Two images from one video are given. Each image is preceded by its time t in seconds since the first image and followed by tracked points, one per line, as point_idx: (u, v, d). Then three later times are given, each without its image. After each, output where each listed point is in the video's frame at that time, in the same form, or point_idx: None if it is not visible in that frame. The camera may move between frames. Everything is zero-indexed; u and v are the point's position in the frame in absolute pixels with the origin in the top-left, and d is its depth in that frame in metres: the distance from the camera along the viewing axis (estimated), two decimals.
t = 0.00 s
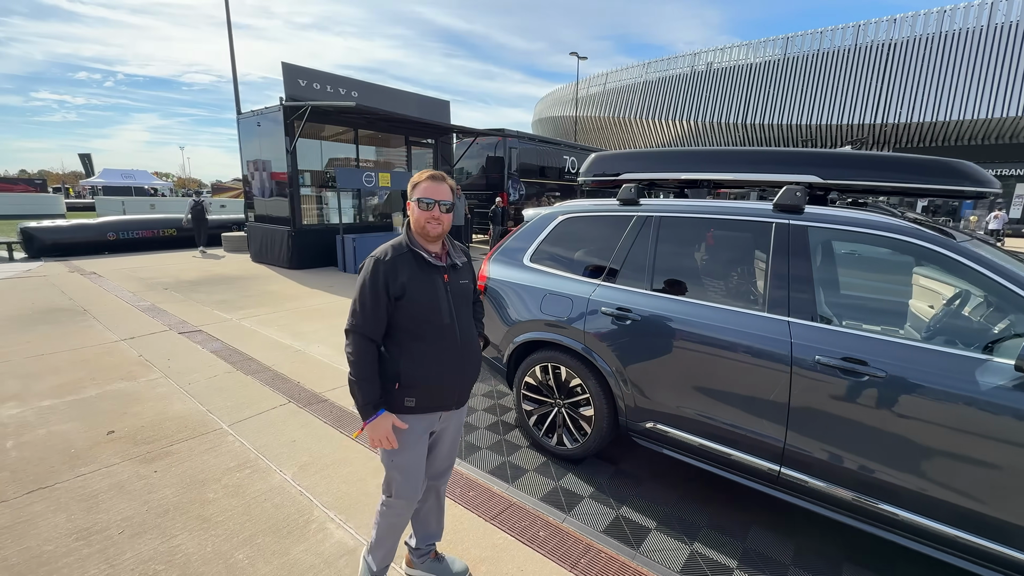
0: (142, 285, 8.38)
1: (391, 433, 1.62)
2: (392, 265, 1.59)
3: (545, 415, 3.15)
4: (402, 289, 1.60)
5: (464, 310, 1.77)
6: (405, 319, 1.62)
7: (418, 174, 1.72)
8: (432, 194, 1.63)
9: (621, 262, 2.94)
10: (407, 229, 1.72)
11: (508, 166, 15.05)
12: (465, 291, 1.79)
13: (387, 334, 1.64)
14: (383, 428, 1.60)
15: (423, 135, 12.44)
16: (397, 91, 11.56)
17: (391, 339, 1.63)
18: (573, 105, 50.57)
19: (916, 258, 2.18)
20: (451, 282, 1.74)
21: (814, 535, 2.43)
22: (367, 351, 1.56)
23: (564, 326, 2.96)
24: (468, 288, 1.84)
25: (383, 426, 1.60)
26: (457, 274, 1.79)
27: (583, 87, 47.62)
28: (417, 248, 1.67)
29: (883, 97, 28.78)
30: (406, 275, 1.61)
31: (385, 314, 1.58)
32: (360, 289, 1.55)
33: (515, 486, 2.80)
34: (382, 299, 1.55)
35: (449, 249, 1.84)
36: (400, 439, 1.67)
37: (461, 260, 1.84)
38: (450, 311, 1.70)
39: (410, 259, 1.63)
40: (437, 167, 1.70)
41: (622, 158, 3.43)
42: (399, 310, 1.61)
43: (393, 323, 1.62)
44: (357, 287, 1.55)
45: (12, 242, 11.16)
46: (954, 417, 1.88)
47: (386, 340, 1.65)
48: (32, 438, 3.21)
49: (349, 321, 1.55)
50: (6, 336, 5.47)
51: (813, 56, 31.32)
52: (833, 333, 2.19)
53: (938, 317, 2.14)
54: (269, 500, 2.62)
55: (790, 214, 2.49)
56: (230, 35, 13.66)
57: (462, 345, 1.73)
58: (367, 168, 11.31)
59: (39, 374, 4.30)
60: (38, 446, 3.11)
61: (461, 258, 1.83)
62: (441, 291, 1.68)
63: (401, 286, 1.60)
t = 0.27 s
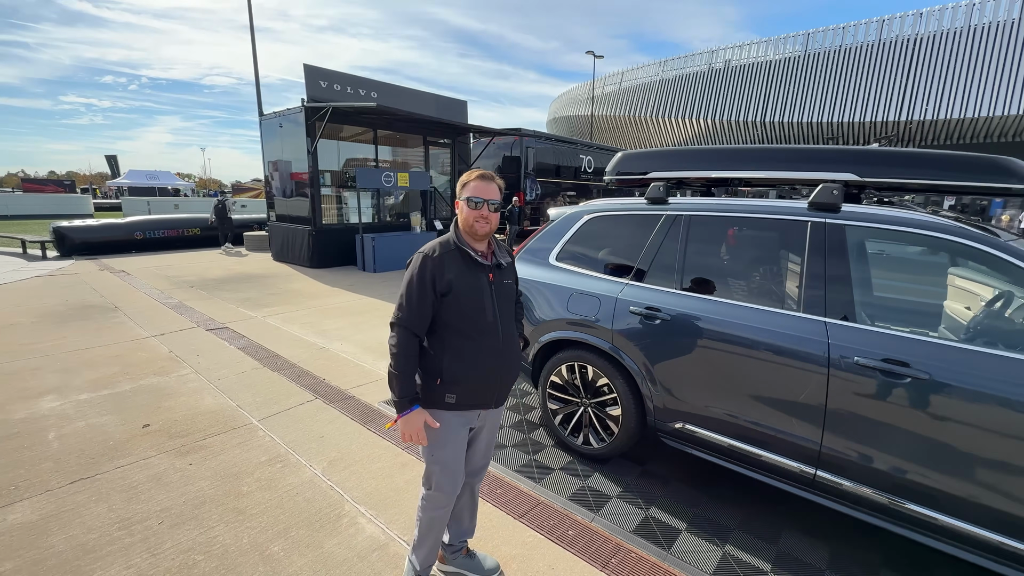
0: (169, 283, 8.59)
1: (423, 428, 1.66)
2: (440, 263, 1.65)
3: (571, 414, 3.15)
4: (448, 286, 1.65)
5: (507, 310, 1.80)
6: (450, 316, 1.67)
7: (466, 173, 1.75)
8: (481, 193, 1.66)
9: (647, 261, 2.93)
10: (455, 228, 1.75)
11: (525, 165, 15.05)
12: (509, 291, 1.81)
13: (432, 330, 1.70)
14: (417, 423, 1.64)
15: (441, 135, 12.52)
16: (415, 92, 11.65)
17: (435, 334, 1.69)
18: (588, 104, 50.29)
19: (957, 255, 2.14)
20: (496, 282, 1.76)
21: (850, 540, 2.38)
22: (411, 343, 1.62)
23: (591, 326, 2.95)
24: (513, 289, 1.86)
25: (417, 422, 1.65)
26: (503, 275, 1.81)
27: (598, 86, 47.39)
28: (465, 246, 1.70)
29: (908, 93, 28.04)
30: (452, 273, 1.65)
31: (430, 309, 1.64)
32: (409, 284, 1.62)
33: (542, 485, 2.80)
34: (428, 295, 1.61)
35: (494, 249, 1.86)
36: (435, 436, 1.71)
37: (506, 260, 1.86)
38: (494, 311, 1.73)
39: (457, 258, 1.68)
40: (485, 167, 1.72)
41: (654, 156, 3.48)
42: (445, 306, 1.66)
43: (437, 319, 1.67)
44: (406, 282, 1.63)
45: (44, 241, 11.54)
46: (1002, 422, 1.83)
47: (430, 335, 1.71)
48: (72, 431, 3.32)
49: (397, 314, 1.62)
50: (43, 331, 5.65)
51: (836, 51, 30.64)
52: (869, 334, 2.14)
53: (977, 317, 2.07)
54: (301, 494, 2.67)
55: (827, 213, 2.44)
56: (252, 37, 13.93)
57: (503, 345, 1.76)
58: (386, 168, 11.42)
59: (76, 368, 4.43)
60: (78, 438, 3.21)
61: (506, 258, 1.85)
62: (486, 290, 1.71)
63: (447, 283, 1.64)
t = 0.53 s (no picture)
0: (189, 282, 8.70)
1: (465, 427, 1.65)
2: (484, 262, 1.63)
3: (599, 416, 3.11)
4: (492, 285, 1.63)
5: (550, 314, 1.76)
6: (491, 316, 1.64)
7: (515, 174, 1.73)
8: (531, 193, 1.64)
9: (677, 262, 2.89)
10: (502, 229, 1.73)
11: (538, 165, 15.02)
12: (553, 295, 1.77)
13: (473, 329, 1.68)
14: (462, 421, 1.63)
15: (455, 136, 12.54)
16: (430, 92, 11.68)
17: (476, 333, 1.66)
18: (600, 104, 50.10)
19: (1004, 253, 2.07)
20: (541, 285, 1.73)
21: (894, 549, 2.30)
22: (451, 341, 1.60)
23: (621, 327, 2.91)
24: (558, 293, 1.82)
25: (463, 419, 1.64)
26: (548, 278, 1.78)
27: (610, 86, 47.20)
28: (511, 247, 1.67)
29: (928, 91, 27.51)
30: (496, 272, 1.63)
31: (473, 308, 1.61)
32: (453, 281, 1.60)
33: (572, 487, 2.77)
34: (471, 293, 1.59)
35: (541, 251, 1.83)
36: (475, 437, 1.69)
37: (552, 263, 1.83)
38: (536, 314, 1.69)
39: (502, 257, 1.66)
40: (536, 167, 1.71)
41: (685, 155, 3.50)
42: (487, 306, 1.63)
43: (479, 318, 1.65)
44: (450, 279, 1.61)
45: (68, 241, 11.77)
46: None
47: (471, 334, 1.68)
48: (102, 428, 3.35)
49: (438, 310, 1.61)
50: (69, 329, 5.75)
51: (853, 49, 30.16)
52: (914, 335, 2.08)
53: (1021, 318, 2.01)
54: (330, 494, 2.66)
55: (870, 213, 2.38)
56: (269, 40, 14.10)
57: (543, 349, 1.72)
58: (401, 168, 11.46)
59: (103, 366, 4.49)
60: (108, 435, 3.24)
61: (553, 261, 1.82)
62: (530, 292, 1.68)
63: (490, 282, 1.62)
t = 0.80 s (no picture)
0: (203, 284, 8.73)
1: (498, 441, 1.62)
2: (528, 269, 1.58)
3: (627, 423, 3.05)
4: (536, 295, 1.58)
5: (597, 324, 1.68)
6: (534, 326, 1.59)
7: (563, 178, 1.71)
8: (580, 196, 1.62)
9: (706, 265, 2.83)
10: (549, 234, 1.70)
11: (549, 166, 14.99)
12: (600, 305, 1.70)
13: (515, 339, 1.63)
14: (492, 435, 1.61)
15: (466, 137, 12.52)
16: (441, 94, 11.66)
17: (518, 344, 1.62)
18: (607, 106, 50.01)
19: None
20: (587, 295, 1.66)
21: (941, 564, 2.22)
22: (493, 350, 1.56)
23: (650, 332, 2.86)
24: (605, 303, 1.74)
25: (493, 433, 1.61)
26: (595, 287, 1.71)
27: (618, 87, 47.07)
28: (558, 253, 1.63)
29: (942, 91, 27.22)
30: (541, 281, 1.58)
31: (515, 318, 1.57)
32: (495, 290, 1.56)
33: (601, 495, 2.70)
34: (514, 302, 1.54)
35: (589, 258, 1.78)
36: (513, 451, 1.64)
37: (601, 271, 1.77)
38: (582, 326, 1.63)
39: (548, 265, 1.61)
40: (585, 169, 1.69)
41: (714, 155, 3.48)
42: (531, 315, 1.58)
43: (521, 327, 1.60)
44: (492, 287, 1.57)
45: (83, 242, 11.88)
46: None
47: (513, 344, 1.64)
48: (124, 431, 3.34)
49: (480, 318, 1.57)
50: (87, 331, 5.77)
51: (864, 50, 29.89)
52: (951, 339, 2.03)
53: None
54: (356, 500, 2.62)
55: (915, 215, 2.30)
56: (281, 43, 14.20)
57: (589, 362, 1.65)
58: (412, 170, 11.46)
59: (122, 368, 4.49)
60: (131, 438, 3.23)
61: (602, 268, 1.76)
62: (576, 302, 1.62)
63: (534, 291, 1.57)
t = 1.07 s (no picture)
0: (210, 287, 8.69)
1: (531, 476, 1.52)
2: (562, 287, 1.51)
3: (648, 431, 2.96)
4: (572, 313, 1.50)
5: (644, 340, 1.59)
6: (572, 347, 1.52)
7: (592, 184, 1.67)
8: (611, 199, 1.56)
9: (733, 267, 2.77)
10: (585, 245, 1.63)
11: (555, 169, 14.95)
12: (646, 318, 1.61)
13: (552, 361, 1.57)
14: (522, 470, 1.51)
15: (473, 139, 12.47)
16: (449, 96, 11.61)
17: (557, 366, 1.55)
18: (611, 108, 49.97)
19: None
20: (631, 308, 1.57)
21: None
22: (530, 376, 1.50)
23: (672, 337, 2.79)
24: (651, 314, 1.64)
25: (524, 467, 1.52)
26: (639, 297, 1.62)
27: (622, 89, 47.00)
28: (594, 264, 1.56)
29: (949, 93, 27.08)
30: (576, 298, 1.50)
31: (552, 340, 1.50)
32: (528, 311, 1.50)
33: (625, 507, 2.62)
34: (549, 324, 1.48)
35: (632, 267, 1.69)
36: (558, 486, 1.57)
37: (646, 280, 1.66)
38: (625, 341, 1.54)
39: (584, 280, 1.53)
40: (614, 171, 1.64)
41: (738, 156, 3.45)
42: (568, 335, 1.51)
43: (560, 349, 1.53)
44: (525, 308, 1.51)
45: (90, 245, 11.88)
46: None
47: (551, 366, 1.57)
48: (134, 438, 3.28)
49: (514, 344, 1.51)
50: (95, 334, 5.72)
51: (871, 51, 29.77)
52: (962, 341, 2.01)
53: None
54: (373, 512, 2.54)
55: (958, 216, 2.20)
56: (288, 46, 14.22)
57: (638, 383, 1.56)
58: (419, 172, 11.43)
59: (131, 372, 4.44)
60: (141, 445, 3.17)
61: (647, 277, 1.66)
62: (620, 318, 1.53)
63: (571, 310, 1.49)
